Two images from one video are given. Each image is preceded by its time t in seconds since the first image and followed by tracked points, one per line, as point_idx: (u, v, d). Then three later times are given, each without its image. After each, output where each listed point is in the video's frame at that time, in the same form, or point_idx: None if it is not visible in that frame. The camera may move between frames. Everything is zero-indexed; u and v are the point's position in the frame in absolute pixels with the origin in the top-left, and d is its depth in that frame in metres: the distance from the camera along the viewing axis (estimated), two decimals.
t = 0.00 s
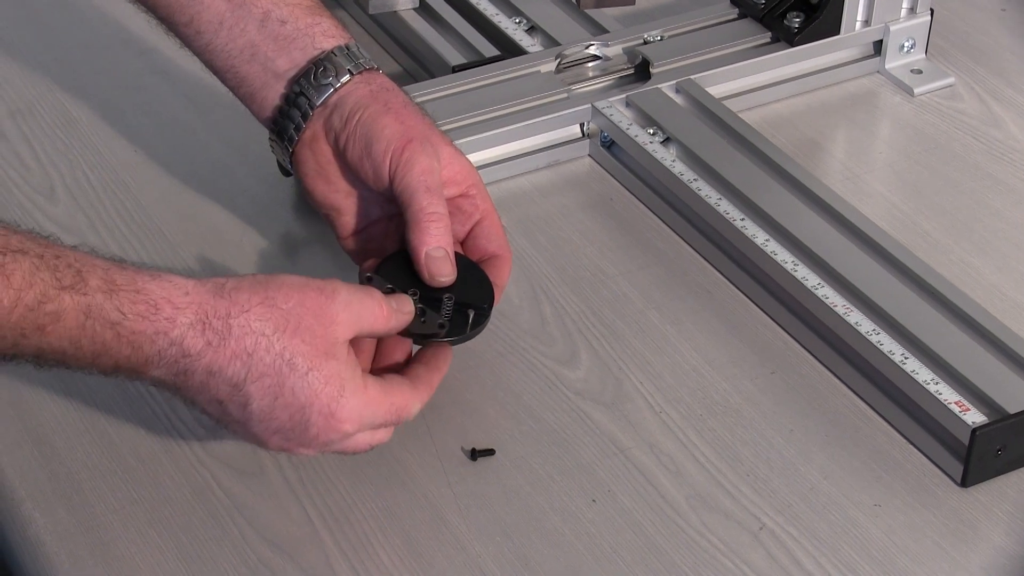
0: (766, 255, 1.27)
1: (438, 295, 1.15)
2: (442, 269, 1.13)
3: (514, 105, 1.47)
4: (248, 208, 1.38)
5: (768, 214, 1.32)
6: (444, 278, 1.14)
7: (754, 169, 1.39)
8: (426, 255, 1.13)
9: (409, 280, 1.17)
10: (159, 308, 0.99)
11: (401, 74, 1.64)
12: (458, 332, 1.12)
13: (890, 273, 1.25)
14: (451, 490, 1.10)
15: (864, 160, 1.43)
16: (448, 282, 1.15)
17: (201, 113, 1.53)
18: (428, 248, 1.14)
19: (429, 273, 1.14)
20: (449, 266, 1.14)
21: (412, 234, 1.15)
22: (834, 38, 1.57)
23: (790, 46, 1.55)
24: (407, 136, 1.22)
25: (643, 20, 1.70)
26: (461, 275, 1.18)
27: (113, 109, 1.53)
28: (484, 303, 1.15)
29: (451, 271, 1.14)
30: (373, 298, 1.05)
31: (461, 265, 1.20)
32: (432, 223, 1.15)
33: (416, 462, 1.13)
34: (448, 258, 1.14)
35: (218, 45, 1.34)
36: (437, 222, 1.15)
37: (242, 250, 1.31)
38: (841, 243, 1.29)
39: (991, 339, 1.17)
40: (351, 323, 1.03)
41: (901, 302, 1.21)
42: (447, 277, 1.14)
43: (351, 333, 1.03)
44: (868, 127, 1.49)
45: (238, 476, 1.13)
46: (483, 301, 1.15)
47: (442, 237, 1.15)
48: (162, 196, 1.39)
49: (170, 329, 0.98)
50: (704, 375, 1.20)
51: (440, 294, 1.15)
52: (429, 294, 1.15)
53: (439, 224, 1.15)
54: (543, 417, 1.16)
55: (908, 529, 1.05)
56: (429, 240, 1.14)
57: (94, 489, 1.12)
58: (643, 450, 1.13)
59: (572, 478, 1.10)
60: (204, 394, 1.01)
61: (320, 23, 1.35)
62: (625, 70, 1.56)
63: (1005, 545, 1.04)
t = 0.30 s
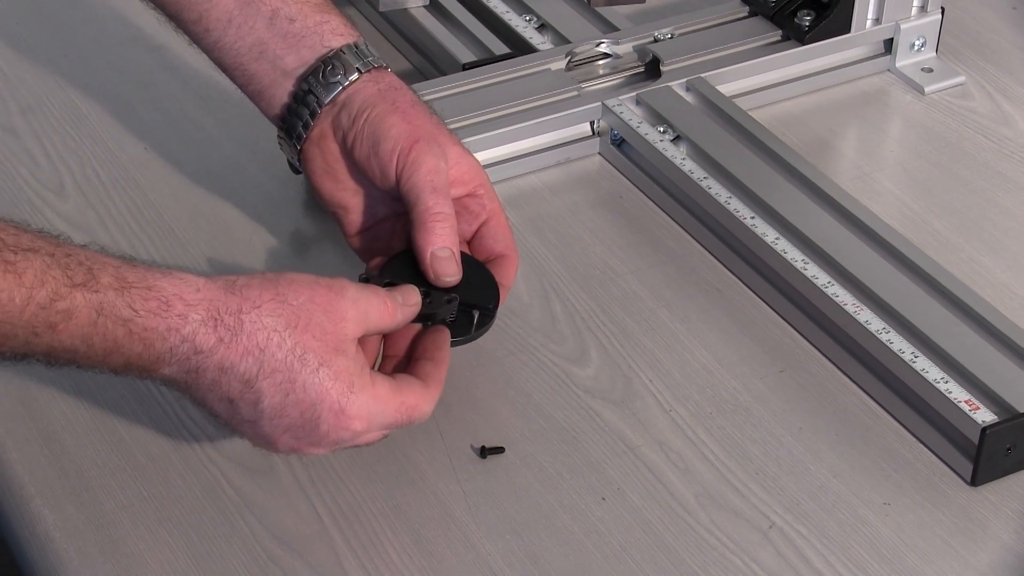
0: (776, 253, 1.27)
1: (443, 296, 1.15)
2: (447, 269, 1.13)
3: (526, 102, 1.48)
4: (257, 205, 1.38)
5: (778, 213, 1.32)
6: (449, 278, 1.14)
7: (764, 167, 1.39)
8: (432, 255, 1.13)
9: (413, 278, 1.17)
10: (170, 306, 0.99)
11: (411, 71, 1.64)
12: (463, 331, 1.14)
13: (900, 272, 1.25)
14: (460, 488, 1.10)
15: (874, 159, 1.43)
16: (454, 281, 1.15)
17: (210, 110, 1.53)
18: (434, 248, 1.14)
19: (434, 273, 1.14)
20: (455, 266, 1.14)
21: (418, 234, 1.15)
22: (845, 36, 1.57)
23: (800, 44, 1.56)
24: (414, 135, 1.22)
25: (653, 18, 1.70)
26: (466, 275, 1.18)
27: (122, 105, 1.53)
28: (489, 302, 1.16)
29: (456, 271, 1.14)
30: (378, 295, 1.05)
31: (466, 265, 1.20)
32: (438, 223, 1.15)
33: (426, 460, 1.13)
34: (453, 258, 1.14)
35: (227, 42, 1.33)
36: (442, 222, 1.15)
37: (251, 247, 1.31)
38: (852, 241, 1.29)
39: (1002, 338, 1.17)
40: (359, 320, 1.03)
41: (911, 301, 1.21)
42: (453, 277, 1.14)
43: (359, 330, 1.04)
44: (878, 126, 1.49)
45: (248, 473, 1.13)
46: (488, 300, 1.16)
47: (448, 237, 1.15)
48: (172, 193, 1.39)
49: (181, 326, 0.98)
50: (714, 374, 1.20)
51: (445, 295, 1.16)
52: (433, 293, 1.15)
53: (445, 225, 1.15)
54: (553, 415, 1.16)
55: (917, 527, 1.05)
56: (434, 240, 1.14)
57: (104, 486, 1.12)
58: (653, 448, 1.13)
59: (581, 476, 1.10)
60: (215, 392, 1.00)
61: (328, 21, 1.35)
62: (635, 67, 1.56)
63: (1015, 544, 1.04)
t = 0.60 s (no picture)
0: (782, 251, 1.27)
1: (448, 296, 1.15)
2: (451, 270, 1.13)
3: (534, 100, 1.48)
4: (264, 203, 1.37)
5: (785, 211, 1.32)
6: (454, 279, 1.14)
7: (771, 165, 1.39)
8: (436, 255, 1.13)
9: (418, 278, 1.17)
10: (181, 311, 0.99)
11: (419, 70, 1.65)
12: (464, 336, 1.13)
13: (907, 270, 1.25)
14: (468, 487, 1.10)
15: (881, 157, 1.43)
16: (458, 282, 1.15)
17: (217, 108, 1.52)
18: (438, 248, 1.13)
19: (439, 274, 1.13)
20: (459, 267, 1.14)
21: (423, 234, 1.14)
22: (853, 35, 1.57)
23: (808, 43, 1.56)
24: (419, 136, 1.22)
25: (660, 16, 1.70)
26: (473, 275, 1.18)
27: (129, 103, 1.53)
28: (494, 304, 1.15)
29: (461, 271, 1.14)
30: (393, 303, 1.04)
31: (471, 265, 1.19)
32: (443, 223, 1.14)
33: (434, 458, 1.13)
34: (458, 259, 1.14)
35: (233, 41, 1.33)
36: (447, 222, 1.14)
37: (258, 245, 1.31)
38: (859, 239, 1.29)
39: (1010, 337, 1.17)
40: (371, 326, 1.03)
41: (919, 299, 1.21)
42: (457, 278, 1.14)
43: (371, 335, 1.03)
44: (885, 124, 1.49)
45: (255, 471, 1.13)
46: (493, 303, 1.14)
47: (453, 237, 1.14)
48: (178, 191, 1.39)
49: (192, 331, 0.99)
50: (721, 371, 1.20)
51: (450, 297, 1.15)
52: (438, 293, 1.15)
53: (450, 224, 1.14)
54: (560, 413, 1.16)
55: (924, 526, 1.05)
56: (440, 240, 1.14)
57: (111, 484, 1.12)
58: (660, 446, 1.13)
59: (589, 474, 1.10)
60: (224, 394, 1.01)
61: (335, 20, 1.35)
62: (642, 67, 1.56)
63: (1022, 543, 1.04)
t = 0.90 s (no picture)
0: (789, 249, 1.27)
1: (457, 293, 1.15)
2: (461, 267, 1.13)
3: (542, 97, 1.48)
4: (270, 201, 1.37)
5: (792, 209, 1.32)
6: (463, 276, 1.13)
7: (777, 163, 1.39)
8: (446, 252, 1.13)
9: (427, 275, 1.17)
10: (173, 345, 0.97)
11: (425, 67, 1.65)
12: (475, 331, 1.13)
13: (913, 268, 1.25)
14: (475, 484, 1.10)
15: (887, 155, 1.43)
16: (468, 279, 1.14)
17: (224, 106, 1.52)
18: (448, 245, 1.14)
19: (448, 271, 1.13)
20: (469, 263, 1.13)
21: (433, 230, 1.15)
22: (859, 33, 1.57)
23: (814, 40, 1.56)
24: (429, 133, 1.22)
25: (667, 13, 1.70)
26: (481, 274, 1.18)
27: (135, 101, 1.53)
28: (503, 301, 1.15)
29: (471, 268, 1.14)
30: (392, 323, 1.04)
31: (481, 262, 1.19)
32: (452, 220, 1.15)
33: (441, 456, 1.13)
34: (468, 256, 1.14)
35: (242, 39, 1.33)
36: (457, 219, 1.15)
37: (263, 243, 1.31)
38: (865, 237, 1.29)
39: (1018, 335, 1.17)
40: (369, 351, 1.03)
41: (926, 297, 1.21)
42: (467, 275, 1.13)
43: (365, 359, 1.03)
44: (891, 122, 1.49)
45: (261, 469, 1.13)
46: (502, 300, 1.15)
47: (462, 234, 1.14)
48: (185, 189, 1.39)
49: (184, 363, 0.98)
50: (728, 369, 1.20)
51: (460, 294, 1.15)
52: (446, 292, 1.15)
53: (460, 221, 1.15)
54: (567, 411, 1.16)
55: (930, 524, 1.05)
56: (449, 237, 1.14)
57: (117, 482, 1.12)
58: (667, 444, 1.13)
59: (595, 472, 1.10)
60: (218, 407, 1.02)
61: (344, 18, 1.35)
62: (649, 64, 1.56)
63: None
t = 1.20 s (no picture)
0: (793, 248, 1.27)
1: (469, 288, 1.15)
2: (471, 263, 1.13)
3: (545, 96, 1.48)
4: (273, 200, 1.37)
5: (796, 208, 1.32)
6: (473, 272, 1.14)
7: (781, 162, 1.39)
8: (456, 248, 1.13)
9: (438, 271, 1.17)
10: (163, 350, 0.98)
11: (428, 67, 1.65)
12: (487, 325, 1.13)
13: (917, 268, 1.25)
14: (478, 484, 1.10)
15: (891, 154, 1.43)
16: (479, 274, 1.14)
17: (228, 105, 1.52)
18: (458, 241, 1.14)
19: (458, 266, 1.13)
20: (479, 259, 1.14)
21: (443, 227, 1.15)
22: (863, 32, 1.57)
23: (818, 40, 1.56)
24: (439, 130, 1.22)
25: (670, 12, 1.70)
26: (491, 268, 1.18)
27: (139, 99, 1.53)
28: (514, 296, 1.15)
29: (480, 264, 1.14)
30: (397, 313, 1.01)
31: (491, 258, 1.20)
32: (462, 216, 1.15)
33: (445, 455, 1.13)
34: (478, 251, 1.14)
35: (251, 37, 1.32)
36: (467, 215, 1.15)
37: (267, 242, 1.31)
38: (869, 236, 1.29)
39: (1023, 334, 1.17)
40: (367, 343, 1.00)
41: (931, 296, 1.21)
42: (477, 270, 1.14)
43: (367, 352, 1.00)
44: (895, 121, 1.49)
45: (265, 468, 1.13)
46: (512, 294, 1.15)
47: (472, 230, 1.14)
48: (188, 187, 1.39)
49: (174, 368, 0.99)
50: (731, 368, 1.20)
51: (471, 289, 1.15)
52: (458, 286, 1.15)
53: (470, 217, 1.15)
54: (570, 410, 1.16)
55: (934, 523, 1.05)
56: (459, 233, 1.14)
57: (120, 481, 1.12)
58: (671, 443, 1.13)
59: (599, 471, 1.10)
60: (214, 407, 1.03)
61: (353, 15, 1.34)
62: (653, 63, 1.56)
63: None
